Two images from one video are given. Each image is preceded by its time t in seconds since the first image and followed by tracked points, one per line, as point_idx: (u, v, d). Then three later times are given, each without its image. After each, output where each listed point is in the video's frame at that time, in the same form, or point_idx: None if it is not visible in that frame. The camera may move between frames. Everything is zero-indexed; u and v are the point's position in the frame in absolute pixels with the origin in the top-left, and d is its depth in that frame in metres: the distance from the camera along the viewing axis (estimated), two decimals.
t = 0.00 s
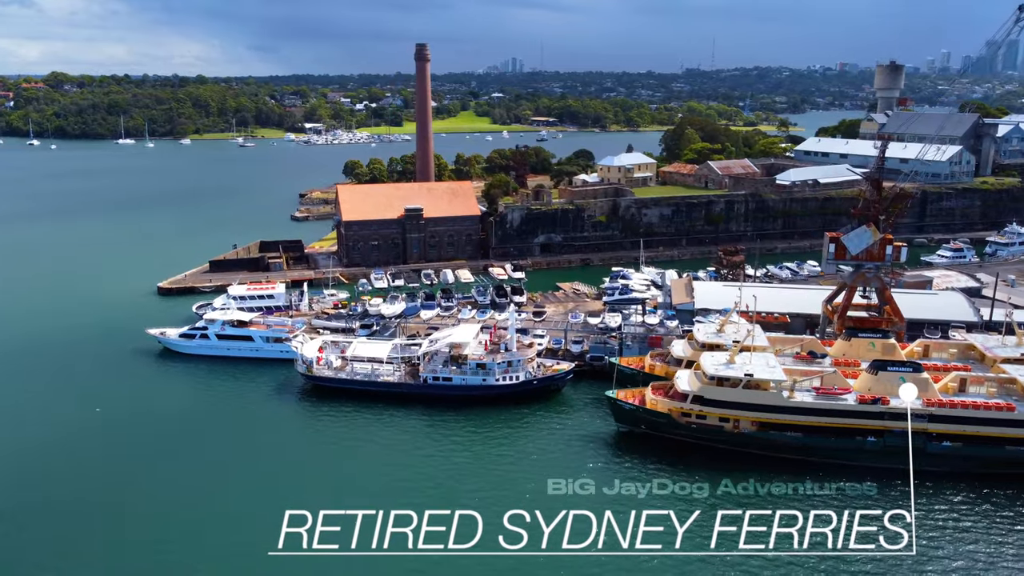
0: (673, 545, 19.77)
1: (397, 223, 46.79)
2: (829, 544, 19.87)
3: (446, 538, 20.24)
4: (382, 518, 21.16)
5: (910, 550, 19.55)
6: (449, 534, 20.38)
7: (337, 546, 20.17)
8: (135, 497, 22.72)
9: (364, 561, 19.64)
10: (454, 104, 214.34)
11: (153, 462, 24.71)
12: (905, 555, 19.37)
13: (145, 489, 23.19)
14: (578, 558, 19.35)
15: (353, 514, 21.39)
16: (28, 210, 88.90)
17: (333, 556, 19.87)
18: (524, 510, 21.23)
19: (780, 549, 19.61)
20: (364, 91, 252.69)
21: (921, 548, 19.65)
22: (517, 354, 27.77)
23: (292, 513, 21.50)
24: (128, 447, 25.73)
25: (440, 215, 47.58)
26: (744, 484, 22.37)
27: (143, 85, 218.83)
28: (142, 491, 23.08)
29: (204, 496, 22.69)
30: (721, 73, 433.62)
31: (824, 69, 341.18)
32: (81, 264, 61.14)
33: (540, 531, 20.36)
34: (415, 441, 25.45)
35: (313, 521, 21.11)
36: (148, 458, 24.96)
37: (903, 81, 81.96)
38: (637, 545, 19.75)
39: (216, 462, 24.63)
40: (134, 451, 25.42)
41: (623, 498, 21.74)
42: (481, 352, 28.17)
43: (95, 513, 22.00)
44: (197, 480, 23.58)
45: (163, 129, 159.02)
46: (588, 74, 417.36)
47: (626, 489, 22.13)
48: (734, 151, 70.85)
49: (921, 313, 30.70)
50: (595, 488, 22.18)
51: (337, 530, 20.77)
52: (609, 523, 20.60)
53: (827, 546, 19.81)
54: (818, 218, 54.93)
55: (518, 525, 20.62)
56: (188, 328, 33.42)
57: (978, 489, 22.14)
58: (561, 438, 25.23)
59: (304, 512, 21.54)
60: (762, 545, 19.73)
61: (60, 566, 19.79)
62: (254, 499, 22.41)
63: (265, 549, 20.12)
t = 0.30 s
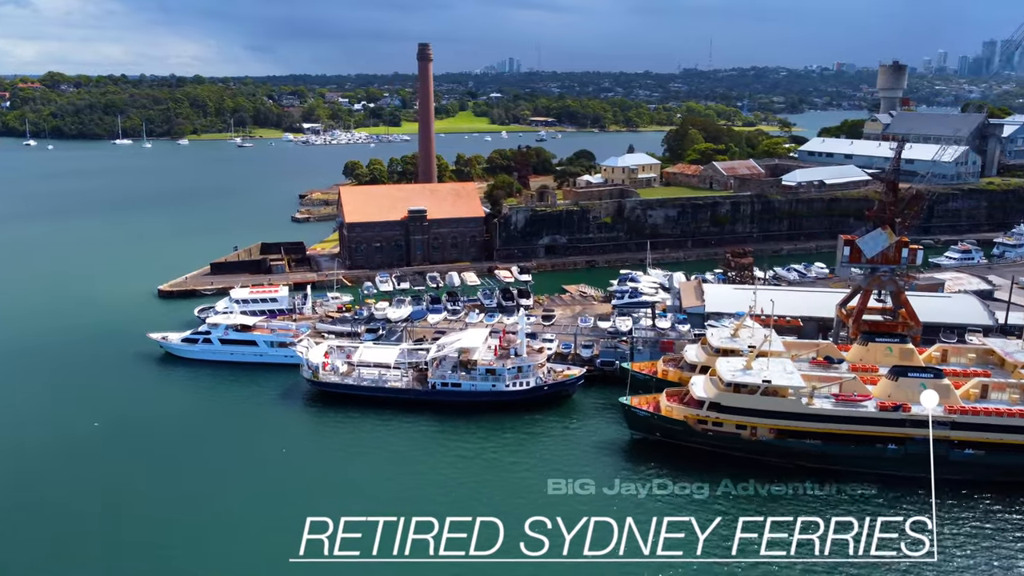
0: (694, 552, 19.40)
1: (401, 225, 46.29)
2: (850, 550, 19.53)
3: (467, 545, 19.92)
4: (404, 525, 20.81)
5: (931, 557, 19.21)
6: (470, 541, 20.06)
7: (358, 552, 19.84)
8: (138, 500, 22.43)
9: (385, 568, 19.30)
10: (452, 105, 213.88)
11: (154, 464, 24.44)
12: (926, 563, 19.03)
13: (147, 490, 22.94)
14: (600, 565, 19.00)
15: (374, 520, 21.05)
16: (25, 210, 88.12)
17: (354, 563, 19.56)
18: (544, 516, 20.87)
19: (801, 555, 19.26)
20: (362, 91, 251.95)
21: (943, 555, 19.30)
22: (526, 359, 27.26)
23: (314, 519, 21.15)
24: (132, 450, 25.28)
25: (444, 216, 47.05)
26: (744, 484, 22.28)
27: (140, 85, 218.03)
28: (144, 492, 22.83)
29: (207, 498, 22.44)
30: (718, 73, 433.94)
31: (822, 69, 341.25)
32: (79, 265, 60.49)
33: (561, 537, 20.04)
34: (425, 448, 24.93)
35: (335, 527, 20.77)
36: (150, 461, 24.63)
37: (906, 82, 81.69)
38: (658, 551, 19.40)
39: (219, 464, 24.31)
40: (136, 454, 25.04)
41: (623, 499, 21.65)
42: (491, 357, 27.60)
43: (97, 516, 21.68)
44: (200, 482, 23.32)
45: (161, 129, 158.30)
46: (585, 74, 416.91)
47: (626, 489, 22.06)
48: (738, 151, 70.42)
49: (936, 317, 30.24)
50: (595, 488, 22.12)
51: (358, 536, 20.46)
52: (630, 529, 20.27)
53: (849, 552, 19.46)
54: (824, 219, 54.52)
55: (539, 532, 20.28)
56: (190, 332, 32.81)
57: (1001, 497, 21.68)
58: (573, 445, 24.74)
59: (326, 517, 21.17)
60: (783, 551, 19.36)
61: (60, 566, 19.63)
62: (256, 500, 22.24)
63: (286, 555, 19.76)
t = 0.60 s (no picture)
0: (717, 559, 19.03)
1: (404, 227, 45.76)
2: (873, 557, 19.18)
3: (490, 552, 19.54)
4: (426, 532, 20.42)
5: (955, 565, 18.87)
6: (493, 548, 19.68)
7: (381, 559, 19.47)
8: (138, 503, 22.12)
9: None
10: (450, 106, 213.45)
11: (156, 467, 24.08)
12: (950, 570, 18.68)
13: (148, 494, 22.59)
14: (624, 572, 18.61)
15: (396, 527, 20.65)
16: (22, 211, 87.34)
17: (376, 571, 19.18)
18: (567, 523, 20.46)
19: (824, 563, 18.90)
20: (360, 91, 251.30)
21: (968, 563, 18.95)
22: (538, 365, 26.74)
23: (336, 526, 20.75)
24: (134, 455, 24.86)
25: (448, 218, 46.54)
26: (744, 484, 22.14)
27: (137, 85, 217.18)
28: (145, 494, 22.55)
29: (207, 501, 22.17)
30: (716, 73, 433.91)
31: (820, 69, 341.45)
32: (77, 266, 59.81)
33: (584, 544, 19.65)
34: (436, 455, 24.41)
35: (358, 535, 20.37)
36: (151, 462, 24.30)
37: (909, 82, 81.41)
38: (680, 558, 19.05)
39: (219, 467, 24.04)
40: (137, 457, 24.64)
41: (623, 499, 21.55)
42: (501, 363, 27.06)
43: (98, 520, 21.29)
44: (199, 482, 23.20)
45: (159, 129, 157.52)
46: (580, 73, 417.05)
47: (626, 489, 21.97)
48: (742, 152, 70.00)
49: (952, 320, 29.80)
50: (595, 488, 22.05)
51: (381, 543, 20.09)
52: (652, 536, 19.92)
53: (871, 559, 19.12)
54: (830, 221, 54.12)
55: (562, 539, 19.87)
56: (193, 337, 32.22)
57: None
58: (586, 451, 24.25)
59: (348, 525, 20.77)
60: (806, 558, 19.01)
61: (57, 563, 19.55)
62: (255, 502, 22.01)
63: (308, 561, 19.36)
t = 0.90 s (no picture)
0: (741, 567, 18.72)
1: (409, 228, 45.23)
2: (897, 564, 18.90)
3: (513, 560, 19.19)
4: (450, 538, 20.05)
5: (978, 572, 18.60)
6: (517, 556, 19.33)
7: (405, 567, 19.10)
8: (138, 501, 22.16)
9: None
10: (449, 107, 212.95)
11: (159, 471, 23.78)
12: None
13: (149, 493, 22.57)
14: None
15: (420, 535, 20.25)
16: (19, 211, 86.63)
17: None
18: (591, 530, 20.10)
19: (848, 570, 18.62)
20: (358, 92, 250.51)
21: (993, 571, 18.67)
22: (549, 370, 26.24)
23: (360, 533, 20.33)
24: (138, 460, 24.44)
25: (452, 219, 46.01)
26: (744, 484, 22.06)
27: (134, 85, 216.26)
28: (145, 493, 22.56)
29: (206, 500, 22.17)
30: (713, 72, 434.24)
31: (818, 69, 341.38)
32: (74, 267, 59.19)
33: (608, 552, 19.31)
34: (448, 462, 23.91)
35: (381, 541, 19.97)
36: (153, 459, 24.42)
37: (913, 82, 80.98)
38: (704, 566, 18.77)
39: (219, 466, 24.01)
40: (138, 457, 24.56)
41: (623, 498, 21.53)
42: (512, 369, 26.52)
43: (98, 520, 21.24)
44: (197, 480, 23.30)
45: (156, 129, 156.71)
46: (578, 73, 416.64)
47: (626, 489, 21.94)
48: (746, 152, 69.56)
49: (970, 324, 29.35)
50: (595, 488, 22.05)
51: (405, 550, 19.69)
52: (676, 543, 19.61)
53: (895, 567, 18.85)
54: (836, 222, 53.72)
55: (586, 546, 19.50)
56: (196, 341, 31.62)
57: None
58: (600, 457, 23.82)
59: (372, 532, 20.37)
60: (829, 566, 18.72)
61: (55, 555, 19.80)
62: (252, 501, 22.03)
63: (332, 569, 19.02)
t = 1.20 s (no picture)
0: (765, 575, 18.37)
1: (413, 230, 44.76)
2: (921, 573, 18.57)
3: (538, 568, 18.82)
4: (475, 548, 19.70)
5: None
6: (541, 564, 18.97)
7: None
8: (138, 501, 22.17)
9: None
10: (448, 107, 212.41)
11: (163, 476, 23.49)
12: None
13: (149, 496, 22.48)
14: None
15: (444, 543, 19.90)
16: (15, 211, 85.84)
17: None
18: (615, 538, 19.75)
19: None
20: (355, 91, 249.81)
21: None
22: (562, 376, 25.75)
23: (384, 542, 19.97)
24: (142, 467, 24.02)
25: (457, 221, 45.53)
26: (745, 484, 22.01)
27: (131, 85, 215.30)
28: (146, 495, 22.51)
29: (206, 501, 22.15)
30: (710, 72, 434.30)
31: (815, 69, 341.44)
32: (71, 267, 58.55)
33: (632, 560, 18.98)
34: (461, 470, 23.47)
35: (405, 550, 19.63)
36: (152, 461, 24.36)
37: (917, 82, 80.66)
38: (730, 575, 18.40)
39: (219, 468, 23.94)
40: (142, 461, 24.34)
41: (622, 499, 21.55)
42: (524, 375, 26.01)
43: (98, 522, 21.20)
44: (197, 481, 23.22)
45: (153, 129, 155.94)
46: (575, 73, 416.34)
47: (626, 489, 21.99)
48: (750, 153, 69.18)
49: (987, 329, 28.95)
50: (595, 488, 22.08)
51: (429, 559, 19.32)
52: (701, 551, 19.26)
53: None
54: (843, 224, 53.32)
55: (610, 554, 19.17)
56: (200, 346, 31.09)
57: None
58: (613, 464, 23.39)
59: (396, 540, 20.02)
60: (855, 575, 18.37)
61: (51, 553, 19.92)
62: (253, 504, 21.98)
63: None
